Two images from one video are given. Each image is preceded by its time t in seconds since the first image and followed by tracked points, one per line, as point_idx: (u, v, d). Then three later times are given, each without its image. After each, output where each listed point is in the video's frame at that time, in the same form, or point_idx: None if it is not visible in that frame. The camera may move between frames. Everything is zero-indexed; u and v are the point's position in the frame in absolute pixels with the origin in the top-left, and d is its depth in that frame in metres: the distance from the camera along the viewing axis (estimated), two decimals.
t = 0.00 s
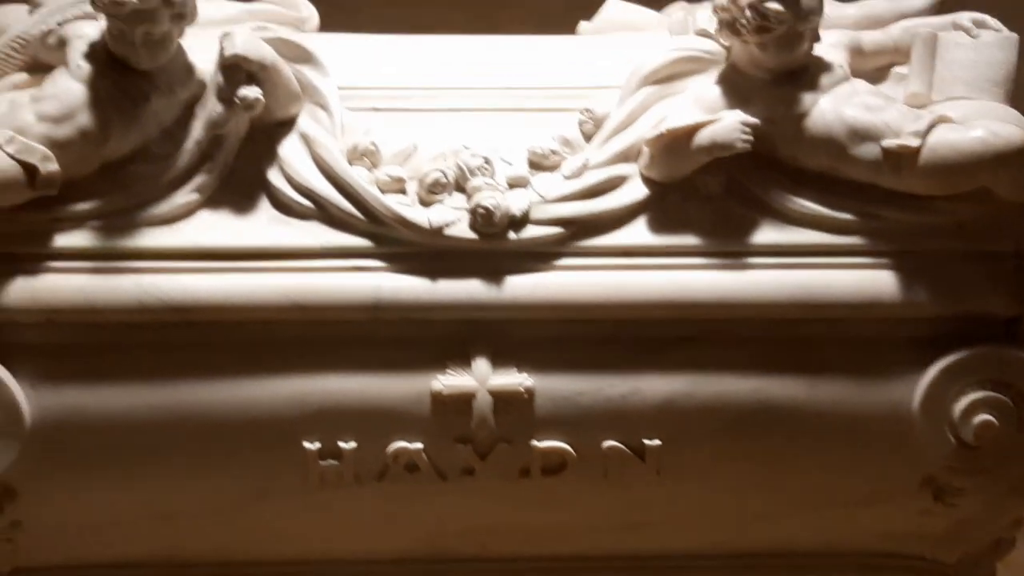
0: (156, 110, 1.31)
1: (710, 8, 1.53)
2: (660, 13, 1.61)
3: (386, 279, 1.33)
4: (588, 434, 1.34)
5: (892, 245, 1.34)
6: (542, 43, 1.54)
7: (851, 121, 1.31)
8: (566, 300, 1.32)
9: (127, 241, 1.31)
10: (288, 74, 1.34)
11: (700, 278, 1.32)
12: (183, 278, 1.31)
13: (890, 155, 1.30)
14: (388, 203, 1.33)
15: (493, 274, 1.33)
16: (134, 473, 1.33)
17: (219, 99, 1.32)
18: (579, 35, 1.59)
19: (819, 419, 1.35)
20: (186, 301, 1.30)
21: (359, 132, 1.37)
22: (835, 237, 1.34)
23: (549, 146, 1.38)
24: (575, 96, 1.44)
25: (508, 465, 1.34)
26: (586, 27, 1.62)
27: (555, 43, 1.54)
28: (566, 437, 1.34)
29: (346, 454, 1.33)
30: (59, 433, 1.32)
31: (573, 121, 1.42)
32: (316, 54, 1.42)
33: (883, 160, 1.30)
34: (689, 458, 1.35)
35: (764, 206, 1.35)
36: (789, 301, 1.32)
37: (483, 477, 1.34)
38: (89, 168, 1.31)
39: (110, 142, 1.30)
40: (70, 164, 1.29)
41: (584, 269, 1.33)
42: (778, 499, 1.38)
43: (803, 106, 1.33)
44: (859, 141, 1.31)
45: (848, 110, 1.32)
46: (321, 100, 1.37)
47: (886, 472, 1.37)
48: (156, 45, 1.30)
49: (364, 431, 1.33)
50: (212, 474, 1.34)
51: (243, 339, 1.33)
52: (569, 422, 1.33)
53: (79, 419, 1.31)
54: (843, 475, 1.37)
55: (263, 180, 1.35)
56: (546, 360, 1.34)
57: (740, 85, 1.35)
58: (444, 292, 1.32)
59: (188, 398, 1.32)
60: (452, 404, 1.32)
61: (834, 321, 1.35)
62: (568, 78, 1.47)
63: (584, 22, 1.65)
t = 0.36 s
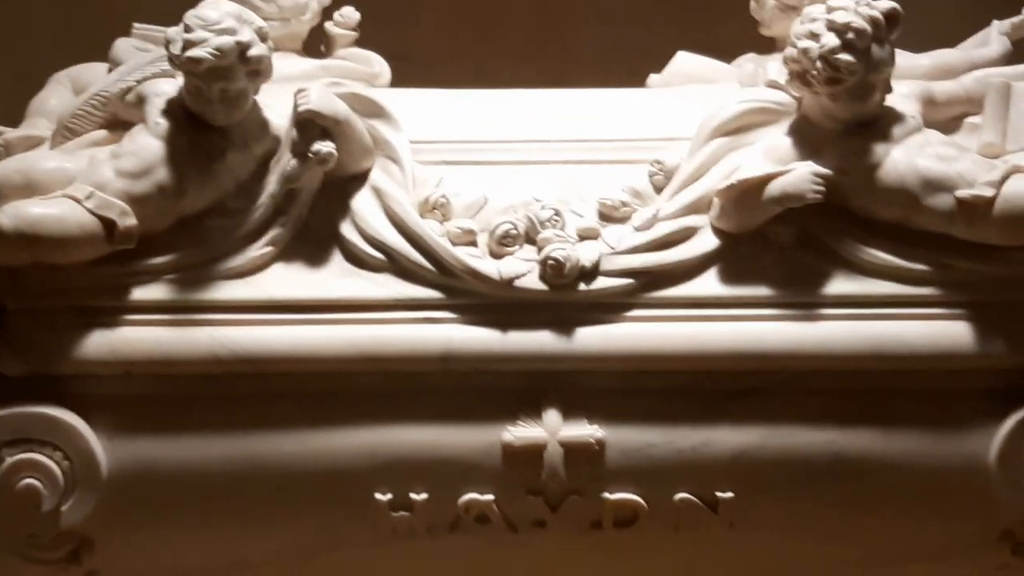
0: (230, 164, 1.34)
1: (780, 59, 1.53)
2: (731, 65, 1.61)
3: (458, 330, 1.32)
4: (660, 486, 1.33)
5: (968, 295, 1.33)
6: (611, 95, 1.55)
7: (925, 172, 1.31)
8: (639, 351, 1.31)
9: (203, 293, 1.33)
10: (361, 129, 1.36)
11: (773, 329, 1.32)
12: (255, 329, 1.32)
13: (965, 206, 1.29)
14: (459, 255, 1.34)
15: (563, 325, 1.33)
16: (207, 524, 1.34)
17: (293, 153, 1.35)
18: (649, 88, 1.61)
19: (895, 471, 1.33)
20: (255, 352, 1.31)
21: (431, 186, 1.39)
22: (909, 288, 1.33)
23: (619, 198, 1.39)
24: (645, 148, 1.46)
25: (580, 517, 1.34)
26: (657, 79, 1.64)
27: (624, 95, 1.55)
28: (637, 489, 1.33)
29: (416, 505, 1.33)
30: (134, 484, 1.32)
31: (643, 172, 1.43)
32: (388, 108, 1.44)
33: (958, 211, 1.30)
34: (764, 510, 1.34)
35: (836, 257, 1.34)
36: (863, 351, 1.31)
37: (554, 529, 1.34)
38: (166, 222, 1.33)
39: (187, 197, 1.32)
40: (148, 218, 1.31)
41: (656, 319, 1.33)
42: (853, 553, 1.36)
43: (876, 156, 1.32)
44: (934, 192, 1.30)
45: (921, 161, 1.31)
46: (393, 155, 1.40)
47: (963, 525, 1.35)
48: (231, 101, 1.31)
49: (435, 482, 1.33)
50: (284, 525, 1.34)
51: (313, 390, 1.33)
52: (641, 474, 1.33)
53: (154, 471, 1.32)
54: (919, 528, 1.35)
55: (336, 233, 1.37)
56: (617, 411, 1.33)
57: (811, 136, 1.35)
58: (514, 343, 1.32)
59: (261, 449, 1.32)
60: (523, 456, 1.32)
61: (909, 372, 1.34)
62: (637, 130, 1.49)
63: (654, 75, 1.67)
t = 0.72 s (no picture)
0: (291, 179, 1.35)
1: (837, 73, 1.53)
2: (787, 79, 1.62)
3: (514, 343, 1.32)
4: (716, 501, 1.33)
5: None
6: (666, 108, 1.55)
7: (985, 186, 1.30)
8: (696, 367, 1.31)
9: (262, 306, 1.34)
10: (417, 143, 1.37)
11: (831, 343, 1.31)
12: (313, 342, 1.33)
13: None
14: (516, 269, 1.34)
15: (619, 339, 1.33)
16: (265, 535, 1.35)
17: (350, 166, 1.35)
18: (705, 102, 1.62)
19: (954, 488, 1.32)
20: (314, 364, 1.31)
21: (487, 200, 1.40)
22: (968, 303, 1.32)
23: (676, 212, 1.38)
24: (700, 162, 1.45)
25: (636, 531, 1.34)
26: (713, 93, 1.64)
27: (679, 109, 1.55)
28: (693, 504, 1.33)
29: (472, 518, 1.33)
30: (194, 495, 1.34)
31: (700, 186, 1.43)
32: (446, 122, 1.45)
33: (1017, 226, 1.29)
34: (821, 525, 1.33)
35: (895, 272, 1.34)
36: (923, 367, 1.30)
37: (610, 543, 1.34)
38: (226, 236, 1.35)
39: (247, 211, 1.34)
40: (208, 232, 1.33)
41: (713, 334, 1.32)
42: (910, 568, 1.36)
43: (936, 171, 1.31)
44: (993, 207, 1.30)
45: (981, 175, 1.30)
46: (451, 169, 1.41)
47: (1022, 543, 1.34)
48: (291, 115, 1.32)
49: (491, 496, 1.34)
50: (340, 537, 1.35)
51: (371, 403, 1.34)
52: (698, 489, 1.33)
53: (213, 482, 1.33)
54: (978, 545, 1.34)
55: (394, 247, 1.38)
56: (674, 426, 1.33)
57: (870, 150, 1.35)
58: (570, 357, 1.32)
59: (319, 461, 1.33)
60: (580, 470, 1.32)
61: (969, 389, 1.33)
62: (693, 143, 1.48)
63: (710, 90, 1.68)
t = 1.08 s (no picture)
0: (311, 186, 1.35)
1: (859, 82, 1.52)
2: (808, 88, 1.62)
3: (533, 352, 1.32)
4: (735, 511, 1.33)
5: None
6: (686, 117, 1.55)
7: (1007, 196, 1.28)
8: (717, 377, 1.30)
9: (282, 313, 1.34)
10: (437, 150, 1.37)
11: (851, 353, 1.30)
12: (332, 349, 1.33)
13: None
14: (535, 277, 1.34)
15: (638, 348, 1.33)
16: (283, 542, 1.35)
17: (370, 174, 1.34)
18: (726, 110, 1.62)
19: (975, 499, 1.31)
20: (332, 371, 1.31)
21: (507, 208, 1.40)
22: (991, 313, 1.31)
23: (696, 221, 1.39)
24: (720, 171, 1.45)
25: (654, 541, 1.33)
26: (733, 103, 1.65)
27: (700, 118, 1.55)
28: (712, 513, 1.33)
29: (491, 527, 1.33)
30: (213, 501, 1.34)
31: (719, 196, 1.43)
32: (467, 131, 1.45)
33: None
34: (841, 535, 1.32)
35: (916, 281, 1.33)
36: (944, 377, 1.29)
37: (628, 552, 1.34)
38: (247, 243, 1.35)
39: (267, 218, 1.34)
40: (228, 239, 1.33)
41: (732, 343, 1.32)
42: None
43: (957, 180, 1.31)
44: (1015, 217, 1.28)
45: (1003, 185, 1.29)
46: (471, 177, 1.41)
47: None
48: (311, 123, 1.33)
49: (510, 504, 1.33)
50: (358, 544, 1.35)
51: (391, 410, 1.34)
52: (717, 499, 1.32)
53: (232, 489, 1.34)
54: (999, 557, 1.33)
55: (413, 255, 1.39)
56: (693, 435, 1.33)
57: (890, 160, 1.34)
58: (589, 366, 1.32)
59: (338, 468, 1.33)
60: (598, 479, 1.32)
61: (990, 400, 1.32)
62: (712, 152, 1.48)
63: (730, 98, 1.68)
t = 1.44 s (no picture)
0: (318, 193, 1.35)
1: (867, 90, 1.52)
2: (815, 96, 1.62)
3: (540, 359, 1.32)
4: (741, 519, 1.32)
5: None
6: (694, 125, 1.55)
7: (1015, 207, 1.28)
8: (723, 385, 1.30)
9: (289, 320, 1.34)
10: (445, 158, 1.37)
11: (858, 362, 1.30)
12: (339, 356, 1.33)
13: None
14: (542, 284, 1.34)
15: (645, 357, 1.33)
16: (290, 548, 1.36)
17: (377, 181, 1.35)
18: (733, 118, 1.62)
19: (983, 509, 1.31)
20: (340, 378, 1.32)
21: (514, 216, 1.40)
22: (999, 323, 1.31)
23: (703, 229, 1.38)
24: (727, 179, 1.45)
25: (661, 549, 1.33)
26: (740, 111, 1.65)
27: (707, 126, 1.55)
28: (719, 522, 1.33)
29: (497, 535, 1.33)
30: (220, 507, 1.34)
31: (727, 204, 1.43)
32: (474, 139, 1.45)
33: None
34: (848, 544, 1.32)
35: (923, 290, 1.33)
36: (952, 387, 1.29)
37: (634, 560, 1.34)
38: (254, 250, 1.35)
39: (275, 225, 1.34)
40: (236, 245, 1.33)
41: (739, 352, 1.32)
42: None
43: (964, 190, 1.31)
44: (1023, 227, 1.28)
45: (1011, 195, 1.29)
46: (478, 185, 1.41)
47: None
48: (319, 130, 1.33)
49: (516, 512, 1.33)
50: (365, 551, 1.35)
51: (398, 418, 1.35)
52: (723, 507, 1.32)
53: (239, 495, 1.34)
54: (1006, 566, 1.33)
55: (420, 263, 1.39)
56: (700, 443, 1.33)
57: (898, 169, 1.34)
58: (596, 374, 1.32)
59: (345, 475, 1.33)
60: (604, 487, 1.31)
61: (998, 410, 1.32)
62: (720, 160, 1.48)
63: (738, 106, 1.68)
